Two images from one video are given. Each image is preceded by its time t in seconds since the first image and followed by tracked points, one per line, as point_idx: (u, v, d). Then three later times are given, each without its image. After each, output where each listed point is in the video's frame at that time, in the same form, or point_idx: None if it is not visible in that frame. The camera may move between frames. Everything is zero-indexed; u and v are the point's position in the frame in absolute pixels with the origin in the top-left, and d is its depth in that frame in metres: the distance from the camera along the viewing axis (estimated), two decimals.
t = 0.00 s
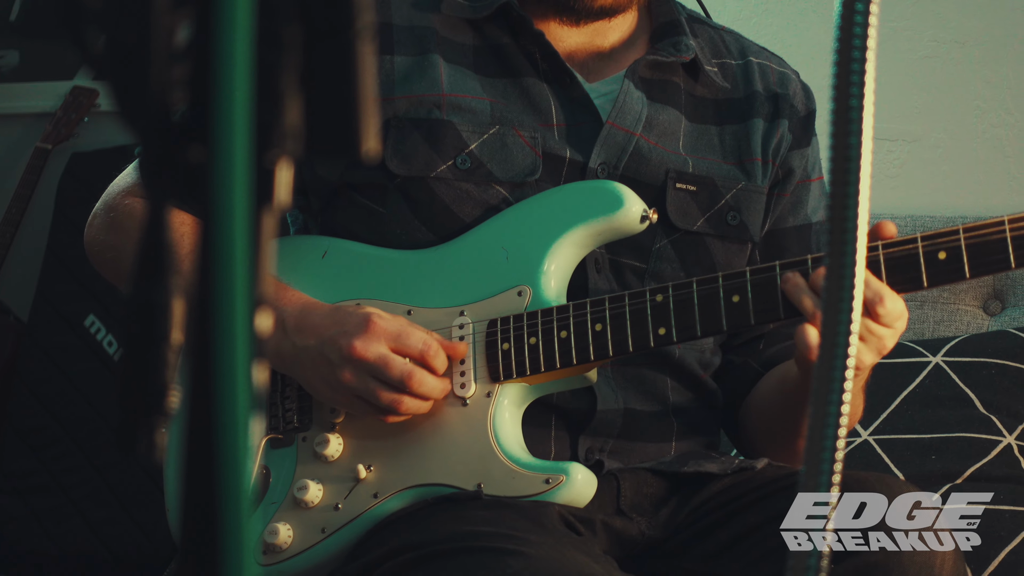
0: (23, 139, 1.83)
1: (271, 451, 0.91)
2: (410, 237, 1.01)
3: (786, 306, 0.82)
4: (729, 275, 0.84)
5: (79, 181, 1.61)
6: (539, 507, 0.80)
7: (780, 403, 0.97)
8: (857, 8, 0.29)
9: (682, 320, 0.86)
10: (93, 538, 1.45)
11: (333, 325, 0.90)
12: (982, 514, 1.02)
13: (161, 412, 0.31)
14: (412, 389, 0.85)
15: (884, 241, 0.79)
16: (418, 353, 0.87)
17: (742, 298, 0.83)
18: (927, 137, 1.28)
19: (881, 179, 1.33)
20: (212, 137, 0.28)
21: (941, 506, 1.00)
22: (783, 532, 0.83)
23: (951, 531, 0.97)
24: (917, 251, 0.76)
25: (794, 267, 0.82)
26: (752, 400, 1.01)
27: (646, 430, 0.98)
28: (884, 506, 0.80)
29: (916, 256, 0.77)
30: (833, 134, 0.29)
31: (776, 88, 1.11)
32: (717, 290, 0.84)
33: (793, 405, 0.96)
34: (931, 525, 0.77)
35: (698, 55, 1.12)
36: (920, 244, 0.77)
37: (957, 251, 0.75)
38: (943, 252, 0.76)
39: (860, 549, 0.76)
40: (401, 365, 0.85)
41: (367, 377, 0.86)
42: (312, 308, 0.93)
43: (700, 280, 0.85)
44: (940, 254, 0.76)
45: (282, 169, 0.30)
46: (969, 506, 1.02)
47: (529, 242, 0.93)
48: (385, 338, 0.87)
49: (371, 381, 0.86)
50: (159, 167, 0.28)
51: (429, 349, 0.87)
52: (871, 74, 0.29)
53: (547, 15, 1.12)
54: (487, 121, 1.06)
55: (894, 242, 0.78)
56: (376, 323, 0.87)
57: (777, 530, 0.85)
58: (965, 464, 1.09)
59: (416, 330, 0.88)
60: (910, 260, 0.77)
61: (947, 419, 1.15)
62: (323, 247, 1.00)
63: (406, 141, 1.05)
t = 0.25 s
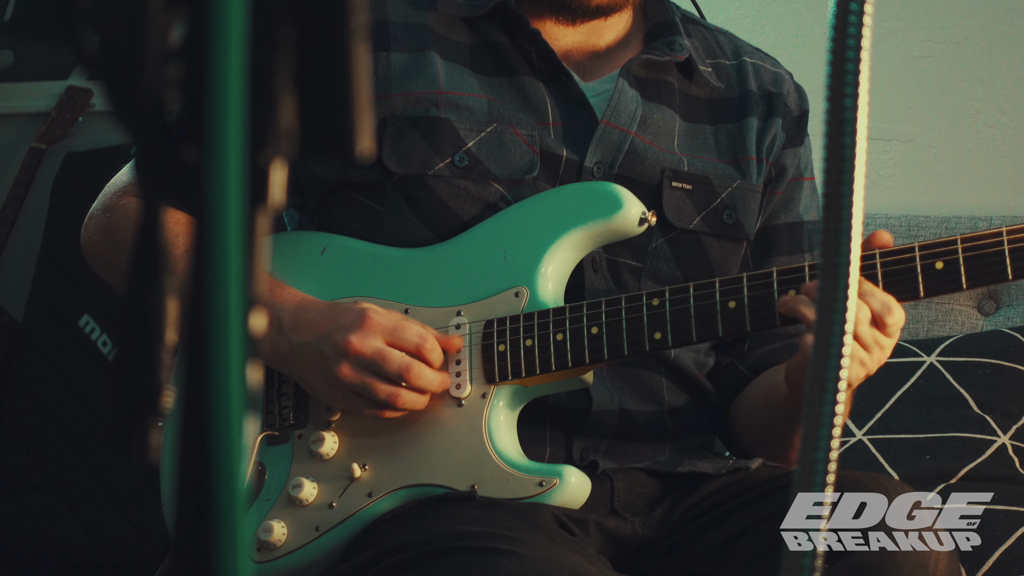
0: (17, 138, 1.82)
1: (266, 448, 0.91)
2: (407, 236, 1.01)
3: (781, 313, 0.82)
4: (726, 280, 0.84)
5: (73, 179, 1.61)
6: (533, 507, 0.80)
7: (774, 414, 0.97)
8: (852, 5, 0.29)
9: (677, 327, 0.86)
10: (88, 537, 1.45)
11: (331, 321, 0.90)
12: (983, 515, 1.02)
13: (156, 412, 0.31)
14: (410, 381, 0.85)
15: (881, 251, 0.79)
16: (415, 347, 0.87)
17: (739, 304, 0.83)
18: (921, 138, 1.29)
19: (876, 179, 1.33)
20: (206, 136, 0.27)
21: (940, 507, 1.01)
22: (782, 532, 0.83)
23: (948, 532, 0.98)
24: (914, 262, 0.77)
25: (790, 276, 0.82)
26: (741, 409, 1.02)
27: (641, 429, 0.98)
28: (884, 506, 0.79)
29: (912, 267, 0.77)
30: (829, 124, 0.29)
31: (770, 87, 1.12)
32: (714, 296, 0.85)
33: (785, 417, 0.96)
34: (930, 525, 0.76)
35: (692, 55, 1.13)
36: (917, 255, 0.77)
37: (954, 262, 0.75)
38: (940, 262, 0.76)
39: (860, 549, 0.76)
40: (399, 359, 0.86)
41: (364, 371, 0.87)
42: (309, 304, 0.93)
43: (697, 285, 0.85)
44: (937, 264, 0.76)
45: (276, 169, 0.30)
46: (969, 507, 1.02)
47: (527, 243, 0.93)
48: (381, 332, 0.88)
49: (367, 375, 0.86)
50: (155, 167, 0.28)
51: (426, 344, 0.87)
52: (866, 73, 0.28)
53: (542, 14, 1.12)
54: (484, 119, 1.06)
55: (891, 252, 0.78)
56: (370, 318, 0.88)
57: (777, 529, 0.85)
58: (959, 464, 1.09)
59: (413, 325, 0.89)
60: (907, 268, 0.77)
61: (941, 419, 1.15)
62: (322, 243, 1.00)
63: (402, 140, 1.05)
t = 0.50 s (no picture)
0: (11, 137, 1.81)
1: (260, 447, 0.91)
2: (403, 236, 1.01)
3: (777, 315, 0.82)
4: (723, 282, 0.85)
5: (68, 180, 1.60)
6: (528, 507, 0.81)
7: (773, 419, 0.98)
8: (846, 6, 0.28)
9: (673, 326, 0.86)
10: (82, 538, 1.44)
11: (312, 319, 0.90)
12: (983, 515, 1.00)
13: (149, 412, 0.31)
14: (399, 372, 0.86)
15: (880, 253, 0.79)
16: (400, 336, 0.87)
17: (735, 305, 0.84)
18: (915, 138, 1.26)
19: (870, 178, 1.29)
20: (199, 135, 0.28)
21: (941, 506, 1.00)
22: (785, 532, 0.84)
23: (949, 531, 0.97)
24: (911, 264, 0.77)
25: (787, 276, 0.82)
26: (739, 411, 1.03)
27: (636, 430, 0.98)
28: (883, 506, 0.80)
29: (910, 270, 0.77)
30: (822, 129, 0.28)
31: (766, 87, 1.12)
32: (711, 298, 0.85)
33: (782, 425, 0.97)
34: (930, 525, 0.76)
35: (688, 55, 1.13)
36: (914, 257, 0.77)
37: (952, 266, 0.76)
38: (937, 265, 0.76)
39: (860, 549, 0.76)
40: (385, 352, 0.86)
41: (352, 367, 0.87)
42: (292, 302, 0.93)
43: (694, 288, 0.86)
44: (934, 267, 0.77)
45: (269, 169, 0.30)
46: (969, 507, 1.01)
47: (522, 243, 0.93)
48: (365, 326, 0.87)
49: (356, 371, 0.87)
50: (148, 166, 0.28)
51: (411, 331, 0.87)
52: (861, 74, 0.28)
53: (539, 15, 1.12)
54: (480, 118, 1.06)
55: (887, 254, 0.79)
56: (353, 312, 0.88)
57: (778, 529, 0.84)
58: (954, 464, 1.10)
59: (394, 314, 0.89)
60: (904, 271, 0.78)
61: (936, 419, 1.16)
62: (317, 242, 1.00)
63: (397, 139, 1.05)
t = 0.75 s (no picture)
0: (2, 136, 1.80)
1: (254, 448, 0.91)
2: (397, 237, 1.01)
3: (770, 314, 0.83)
4: (715, 282, 0.85)
5: (61, 179, 1.60)
6: (521, 507, 0.81)
7: (760, 413, 0.98)
8: (839, 5, 0.28)
9: (667, 327, 0.86)
10: (76, 537, 1.44)
11: (314, 309, 0.90)
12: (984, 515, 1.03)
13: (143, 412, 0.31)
14: (394, 369, 0.86)
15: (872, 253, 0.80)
16: (398, 335, 0.87)
17: (728, 305, 0.84)
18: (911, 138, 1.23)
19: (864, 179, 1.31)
20: (192, 136, 0.27)
21: (941, 506, 1.03)
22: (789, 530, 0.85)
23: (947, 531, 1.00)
24: (903, 263, 0.78)
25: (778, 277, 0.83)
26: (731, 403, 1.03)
27: (629, 430, 0.98)
28: (883, 506, 0.80)
29: (901, 269, 0.78)
30: (815, 134, 0.28)
31: (760, 88, 1.13)
32: (703, 298, 0.85)
33: (770, 415, 0.97)
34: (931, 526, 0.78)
35: (682, 55, 1.13)
36: (906, 256, 0.78)
37: (942, 265, 0.76)
38: (928, 264, 0.77)
39: (861, 549, 0.76)
40: (382, 347, 0.86)
41: (348, 359, 0.87)
42: (293, 297, 0.94)
43: (687, 287, 0.86)
44: (925, 266, 0.77)
45: (263, 169, 0.30)
46: (970, 507, 1.03)
47: (516, 244, 0.93)
48: (365, 319, 0.88)
49: (351, 362, 0.87)
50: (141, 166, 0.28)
51: (408, 332, 0.87)
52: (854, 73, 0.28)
53: (533, 15, 1.12)
54: (474, 120, 1.06)
55: (879, 254, 0.79)
56: (353, 305, 0.88)
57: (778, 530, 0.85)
58: (947, 464, 1.10)
59: (395, 314, 0.89)
60: (896, 270, 0.78)
61: (929, 419, 1.16)
62: (311, 243, 1.00)
63: (391, 140, 1.04)
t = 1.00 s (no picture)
0: None
1: (247, 447, 0.91)
2: (391, 238, 1.01)
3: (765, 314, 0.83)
4: (711, 283, 0.85)
5: (55, 179, 1.59)
6: (515, 507, 0.81)
7: (747, 407, 0.97)
8: (833, 6, 0.28)
9: (662, 327, 0.86)
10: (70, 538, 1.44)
11: (309, 313, 0.90)
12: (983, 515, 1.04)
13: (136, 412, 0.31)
14: (392, 370, 0.86)
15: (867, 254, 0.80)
16: (396, 337, 0.87)
17: (723, 305, 0.84)
18: (904, 138, 1.31)
19: (858, 179, 1.34)
20: (187, 138, 0.28)
21: (941, 506, 1.04)
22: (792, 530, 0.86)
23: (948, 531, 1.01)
24: (900, 265, 0.78)
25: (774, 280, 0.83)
26: (720, 402, 1.03)
27: (623, 432, 0.99)
28: (883, 506, 0.80)
29: (898, 271, 0.78)
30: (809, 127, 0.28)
31: (753, 89, 1.13)
32: (699, 298, 0.85)
33: (754, 409, 0.96)
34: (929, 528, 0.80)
35: (676, 56, 1.13)
36: (902, 258, 0.78)
37: (938, 266, 0.77)
38: (925, 266, 0.77)
39: (861, 549, 0.76)
40: (380, 348, 0.86)
41: (346, 360, 0.87)
42: (288, 300, 0.93)
43: (682, 288, 0.86)
44: (922, 268, 0.77)
45: (256, 169, 0.30)
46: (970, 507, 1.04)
47: (511, 245, 0.93)
48: (363, 322, 0.87)
49: (349, 363, 0.87)
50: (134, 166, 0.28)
51: (406, 334, 0.87)
52: (847, 77, 0.28)
53: (527, 16, 1.12)
54: (468, 121, 1.06)
55: (875, 255, 0.79)
56: (352, 308, 0.88)
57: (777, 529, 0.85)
58: (941, 464, 1.11)
59: (394, 315, 0.88)
60: (891, 271, 0.78)
61: (923, 419, 1.17)
62: (305, 243, 0.99)
63: (385, 142, 1.05)
